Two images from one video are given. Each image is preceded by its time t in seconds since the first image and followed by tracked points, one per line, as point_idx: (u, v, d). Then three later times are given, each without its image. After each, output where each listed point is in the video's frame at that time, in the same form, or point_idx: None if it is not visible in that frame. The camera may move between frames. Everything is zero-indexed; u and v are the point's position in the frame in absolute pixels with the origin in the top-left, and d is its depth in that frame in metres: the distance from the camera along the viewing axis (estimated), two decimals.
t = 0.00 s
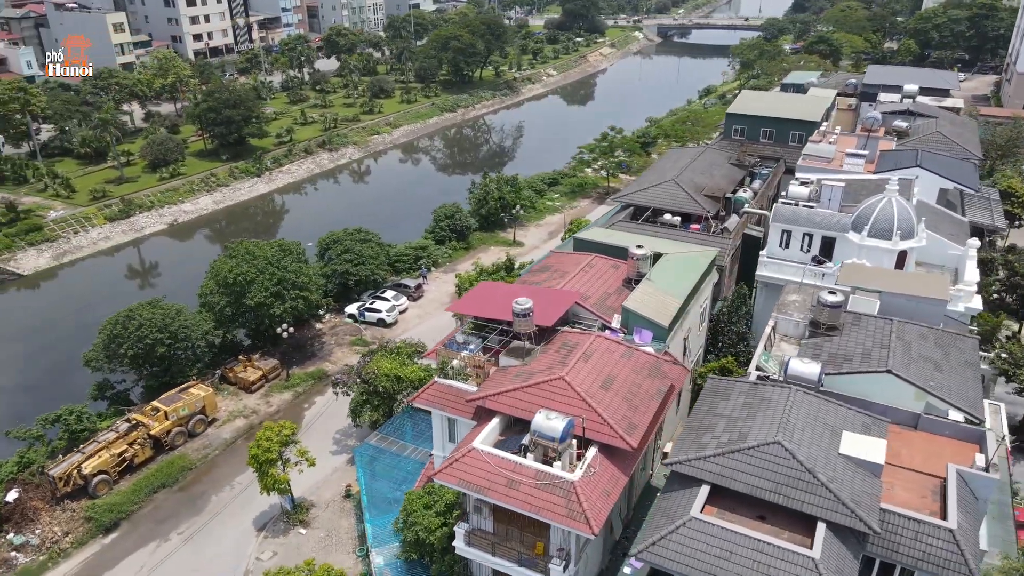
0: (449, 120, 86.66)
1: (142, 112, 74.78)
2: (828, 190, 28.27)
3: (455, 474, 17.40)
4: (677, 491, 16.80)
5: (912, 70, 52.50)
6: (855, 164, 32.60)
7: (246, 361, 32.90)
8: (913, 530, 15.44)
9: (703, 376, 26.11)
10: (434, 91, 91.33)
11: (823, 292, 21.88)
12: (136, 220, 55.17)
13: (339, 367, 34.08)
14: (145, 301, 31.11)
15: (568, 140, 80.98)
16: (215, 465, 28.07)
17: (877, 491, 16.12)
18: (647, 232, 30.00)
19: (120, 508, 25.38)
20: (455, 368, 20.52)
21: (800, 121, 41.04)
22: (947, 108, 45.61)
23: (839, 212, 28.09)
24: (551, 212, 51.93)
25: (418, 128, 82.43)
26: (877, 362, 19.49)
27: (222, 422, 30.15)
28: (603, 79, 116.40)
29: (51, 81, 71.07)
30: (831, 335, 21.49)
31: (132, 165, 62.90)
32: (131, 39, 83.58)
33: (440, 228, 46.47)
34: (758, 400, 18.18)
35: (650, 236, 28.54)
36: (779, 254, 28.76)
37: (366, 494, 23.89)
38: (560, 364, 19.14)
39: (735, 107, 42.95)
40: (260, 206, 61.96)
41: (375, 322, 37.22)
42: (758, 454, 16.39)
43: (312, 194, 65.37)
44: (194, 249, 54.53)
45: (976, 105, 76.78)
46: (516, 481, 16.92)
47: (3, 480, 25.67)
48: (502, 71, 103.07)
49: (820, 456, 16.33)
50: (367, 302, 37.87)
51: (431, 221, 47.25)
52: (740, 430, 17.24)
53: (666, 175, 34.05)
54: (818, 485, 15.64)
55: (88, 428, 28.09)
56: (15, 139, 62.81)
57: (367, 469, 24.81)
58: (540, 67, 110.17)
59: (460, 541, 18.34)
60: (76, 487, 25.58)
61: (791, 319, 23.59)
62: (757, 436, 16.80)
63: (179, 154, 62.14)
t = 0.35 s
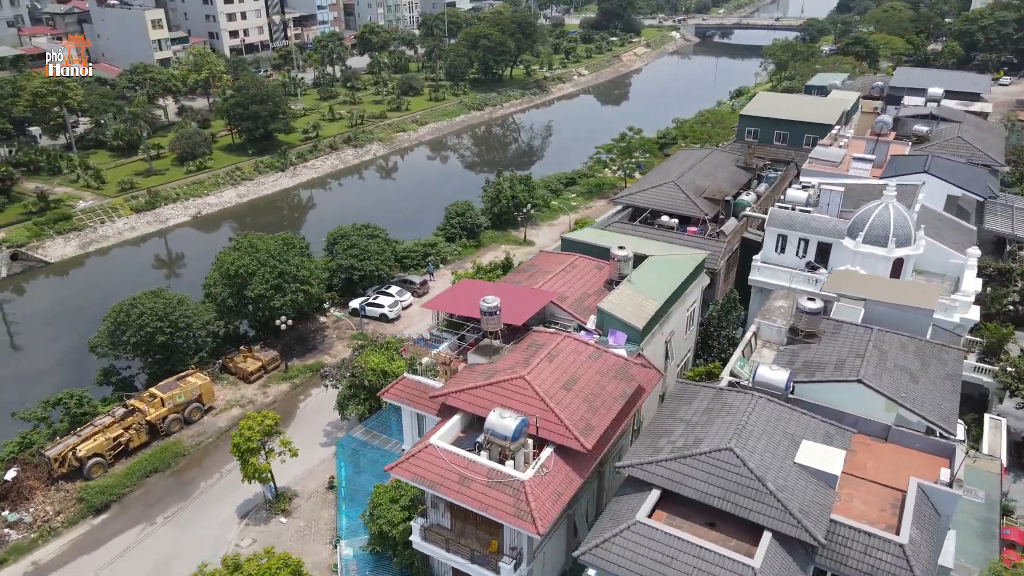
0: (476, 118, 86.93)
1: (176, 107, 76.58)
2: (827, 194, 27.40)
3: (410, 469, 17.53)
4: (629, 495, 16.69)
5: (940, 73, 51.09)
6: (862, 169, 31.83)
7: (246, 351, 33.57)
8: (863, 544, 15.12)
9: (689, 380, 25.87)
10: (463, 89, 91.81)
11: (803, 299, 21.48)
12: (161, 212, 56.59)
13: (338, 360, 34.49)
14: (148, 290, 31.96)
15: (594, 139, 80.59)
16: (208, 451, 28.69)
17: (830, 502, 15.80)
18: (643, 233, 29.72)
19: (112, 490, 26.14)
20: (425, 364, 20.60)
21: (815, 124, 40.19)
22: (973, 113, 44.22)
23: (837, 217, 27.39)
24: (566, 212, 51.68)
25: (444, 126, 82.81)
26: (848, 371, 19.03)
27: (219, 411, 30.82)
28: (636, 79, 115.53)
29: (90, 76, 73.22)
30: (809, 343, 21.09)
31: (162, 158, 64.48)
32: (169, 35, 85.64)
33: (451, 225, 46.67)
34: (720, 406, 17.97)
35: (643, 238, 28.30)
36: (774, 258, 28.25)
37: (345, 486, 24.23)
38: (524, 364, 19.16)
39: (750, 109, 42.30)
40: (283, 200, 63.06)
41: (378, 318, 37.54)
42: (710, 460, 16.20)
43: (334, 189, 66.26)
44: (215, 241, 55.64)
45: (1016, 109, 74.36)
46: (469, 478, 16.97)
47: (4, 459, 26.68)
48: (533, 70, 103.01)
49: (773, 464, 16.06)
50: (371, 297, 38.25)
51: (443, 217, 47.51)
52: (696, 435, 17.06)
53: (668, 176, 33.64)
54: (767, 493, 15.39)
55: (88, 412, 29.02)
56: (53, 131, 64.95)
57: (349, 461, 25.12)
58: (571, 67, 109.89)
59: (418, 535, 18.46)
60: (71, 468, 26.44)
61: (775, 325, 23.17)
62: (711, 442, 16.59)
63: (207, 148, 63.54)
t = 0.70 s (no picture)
0: (500, 117, 86.98)
1: (205, 102, 78.06)
2: (824, 199, 26.96)
3: (370, 464, 17.73)
4: (583, 497, 16.63)
5: (967, 76, 49.69)
6: (866, 173, 31.18)
7: (247, 344, 34.17)
8: (813, 554, 14.85)
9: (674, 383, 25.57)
10: (489, 88, 91.98)
11: (781, 304, 21.18)
12: (184, 205, 57.78)
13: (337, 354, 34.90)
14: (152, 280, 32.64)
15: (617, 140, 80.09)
16: (202, 440, 29.29)
17: (784, 510, 15.55)
18: (637, 234, 29.57)
19: (106, 475, 26.83)
20: (397, 359, 20.76)
21: (827, 127, 39.43)
22: (997, 118, 42.93)
23: (833, 222, 26.83)
24: (578, 212, 51.47)
25: (468, 125, 83.08)
26: (819, 378, 18.66)
27: (216, 401, 31.43)
28: (666, 80, 114.53)
29: (123, 71, 75.08)
30: (787, 350, 20.75)
31: (188, 153, 65.84)
32: (201, 32, 87.39)
33: (460, 223, 46.88)
34: (682, 410, 17.79)
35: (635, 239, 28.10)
36: (769, 263, 27.83)
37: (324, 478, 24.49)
38: (491, 362, 19.20)
39: (762, 111, 41.64)
40: (304, 195, 63.98)
41: (380, 313, 37.88)
42: (663, 464, 16.07)
43: (354, 186, 66.97)
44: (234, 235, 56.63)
45: None
46: (425, 474, 17.10)
47: (6, 442, 27.57)
48: (561, 69, 102.76)
49: (726, 470, 15.86)
50: (374, 293, 38.60)
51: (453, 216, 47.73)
52: (654, 438, 16.94)
53: (668, 177, 33.33)
54: (716, 499, 15.20)
55: (89, 398, 29.83)
56: (85, 125, 66.76)
57: (331, 454, 25.36)
58: (600, 67, 109.42)
59: (379, 528, 18.60)
60: (68, 452, 27.21)
61: (758, 330, 22.82)
62: (666, 446, 16.46)
63: (231, 143, 64.70)
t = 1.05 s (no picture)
0: (527, 116, 86.93)
1: (237, 97, 79.69)
2: (819, 202, 26.40)
3: (327, 455, 17.97)
4: (531, 496, 16.61)
5: (998, 80, 48.10)
6: (870, 178, 30.47)
7: (249, 334, 34.85)
8: (753, 562, 14.63)
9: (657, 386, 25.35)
10: (518, 86, 92.05)
11: (756, 309, 20.90)
12: (208, 197, 59.11)
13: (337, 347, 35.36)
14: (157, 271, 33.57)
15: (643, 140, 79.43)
16: (196, 427, 29.99)
17: (728, 517, 15.32)
18: (631, 236, 29.35)
19: (101, 457, 27.67)
20: (368, 354, 20.94)
21: (841, 130, 38.60)
22: None
23: (827, 228, 26.20)
24: (592, 211, 51.24)
25: (495, 123, 83.28)
26: (785, 385, 18.31)
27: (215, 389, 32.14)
28: (700, 80, 113.20)
29: (159, 67, 77.13)
30: (760, 355, 20.42)
31: (216, 146, 67.37)
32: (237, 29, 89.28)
33: (472, 221, 47.08)
34: (639, 413, 17.63)
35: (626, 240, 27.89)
36: (762, 267, 27.43)
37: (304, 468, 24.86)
38: (455, 359, 19.28)
39: (776, 113, 40.94)
40: (327, 190, 64.94)
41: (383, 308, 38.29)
42: (609, 466, 15.97)
43: (377, 182, 67.73)
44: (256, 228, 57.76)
45: None
46: (377, 467, 17.27)
47: (10, 422, 28.62)
48: (592, 69, 102.32)
49: (672, 474, 15.69)
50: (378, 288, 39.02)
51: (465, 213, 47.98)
52: (605, 440, 16.83)
53: (669, 178, 33.01)
54: (658, 503, 15.05)
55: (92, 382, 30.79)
56: (120, 118, 68.78)
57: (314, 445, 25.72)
58: (633, 67, 108.69)
59: (338, 519, 18.82)
60: (67, 434, 28.16)
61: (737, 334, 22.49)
62: (616, 448, 16.34)
63: (257, 138, 65.98)
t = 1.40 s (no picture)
0: (553, 115, 86.74)
1: (266, 94, 81.11)
2: (814, 207, 25.76)
3: (290, 446, 18.23)
4: (484, 494, 16.66)
5: None
6: (874, 183, 29.84)
7: (253, 326, 35.53)
8: (696, 569, 14.47)
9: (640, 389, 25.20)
10: (545, 86, 91.99)
11: (730, 314, 20.56)
12: (231, 191, 60.26)
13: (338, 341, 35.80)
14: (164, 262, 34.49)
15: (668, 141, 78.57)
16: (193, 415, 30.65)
17: (676, 522, 15.17)
18: (624, 237, 29.19)
19: (99, 441, 28.45)
20: (342, 349, 21.17)
21: (854, 134, 37.84)
22: None
23: (821, 233, 25.66)
24: (606, 212, 50.99)
25: (520, 122, 83.29)
26: (750, 392, 18.04)
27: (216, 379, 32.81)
28: (732, 82, 111.77)
29: (191, 63, 78.85)
30: (735, 360, 20.17)
31: (242, 142, 68.70)
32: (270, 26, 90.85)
33: (482, 219, 47.27)
34: (600, 415, 17.54)
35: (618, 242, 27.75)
36: (754, 272, 27.02)
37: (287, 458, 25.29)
38: (422, 355, 19.40)
39: (789, 116, 40.32)
40: (348, 186, 65.71)
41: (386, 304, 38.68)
42: (559, 467, 15.95)
43: (398, 179, 68.37)
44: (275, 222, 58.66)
45: None
46: (337, 460, 17.47)
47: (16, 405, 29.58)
48: (621, 69, 101.71)
49: (622, 477, 15.59)
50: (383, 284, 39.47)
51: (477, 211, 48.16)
52: (560, 441, 16.78)
53: (670, 180, 32.72)
54: (603, 505, 14.96)
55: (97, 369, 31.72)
56: (152, 113, 70.52)
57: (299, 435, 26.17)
58: (664, 68, 107.79)
59: (302, 509, 19.07)
60: (68, 418, 29.02)
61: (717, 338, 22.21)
62: (568, 448, 16.30)
63: (282, 133, 67.07)
